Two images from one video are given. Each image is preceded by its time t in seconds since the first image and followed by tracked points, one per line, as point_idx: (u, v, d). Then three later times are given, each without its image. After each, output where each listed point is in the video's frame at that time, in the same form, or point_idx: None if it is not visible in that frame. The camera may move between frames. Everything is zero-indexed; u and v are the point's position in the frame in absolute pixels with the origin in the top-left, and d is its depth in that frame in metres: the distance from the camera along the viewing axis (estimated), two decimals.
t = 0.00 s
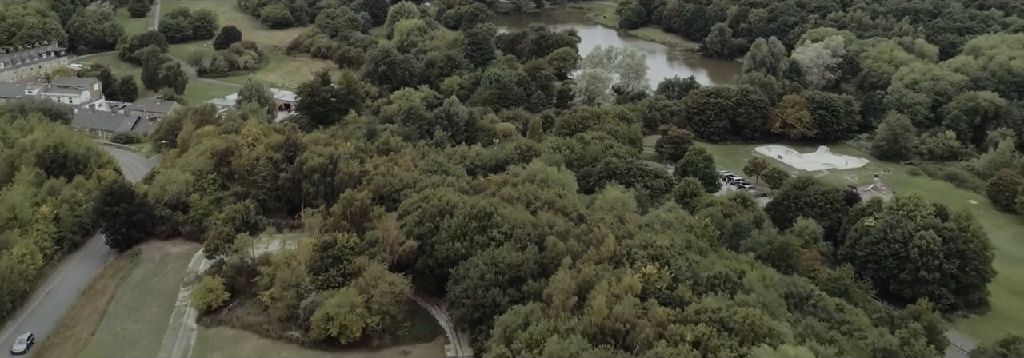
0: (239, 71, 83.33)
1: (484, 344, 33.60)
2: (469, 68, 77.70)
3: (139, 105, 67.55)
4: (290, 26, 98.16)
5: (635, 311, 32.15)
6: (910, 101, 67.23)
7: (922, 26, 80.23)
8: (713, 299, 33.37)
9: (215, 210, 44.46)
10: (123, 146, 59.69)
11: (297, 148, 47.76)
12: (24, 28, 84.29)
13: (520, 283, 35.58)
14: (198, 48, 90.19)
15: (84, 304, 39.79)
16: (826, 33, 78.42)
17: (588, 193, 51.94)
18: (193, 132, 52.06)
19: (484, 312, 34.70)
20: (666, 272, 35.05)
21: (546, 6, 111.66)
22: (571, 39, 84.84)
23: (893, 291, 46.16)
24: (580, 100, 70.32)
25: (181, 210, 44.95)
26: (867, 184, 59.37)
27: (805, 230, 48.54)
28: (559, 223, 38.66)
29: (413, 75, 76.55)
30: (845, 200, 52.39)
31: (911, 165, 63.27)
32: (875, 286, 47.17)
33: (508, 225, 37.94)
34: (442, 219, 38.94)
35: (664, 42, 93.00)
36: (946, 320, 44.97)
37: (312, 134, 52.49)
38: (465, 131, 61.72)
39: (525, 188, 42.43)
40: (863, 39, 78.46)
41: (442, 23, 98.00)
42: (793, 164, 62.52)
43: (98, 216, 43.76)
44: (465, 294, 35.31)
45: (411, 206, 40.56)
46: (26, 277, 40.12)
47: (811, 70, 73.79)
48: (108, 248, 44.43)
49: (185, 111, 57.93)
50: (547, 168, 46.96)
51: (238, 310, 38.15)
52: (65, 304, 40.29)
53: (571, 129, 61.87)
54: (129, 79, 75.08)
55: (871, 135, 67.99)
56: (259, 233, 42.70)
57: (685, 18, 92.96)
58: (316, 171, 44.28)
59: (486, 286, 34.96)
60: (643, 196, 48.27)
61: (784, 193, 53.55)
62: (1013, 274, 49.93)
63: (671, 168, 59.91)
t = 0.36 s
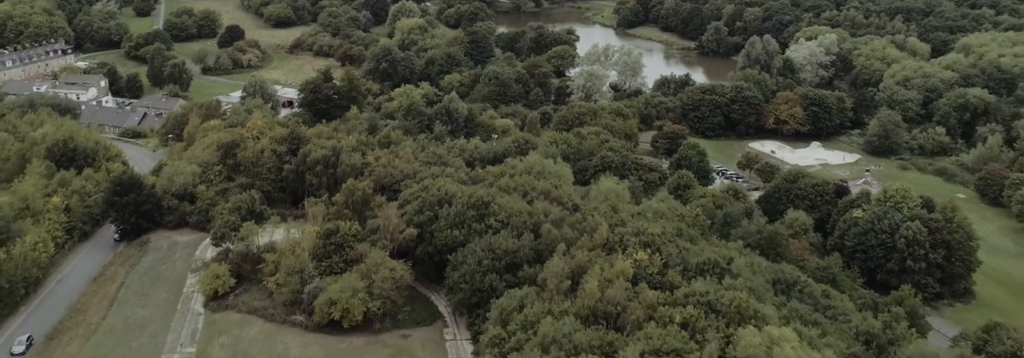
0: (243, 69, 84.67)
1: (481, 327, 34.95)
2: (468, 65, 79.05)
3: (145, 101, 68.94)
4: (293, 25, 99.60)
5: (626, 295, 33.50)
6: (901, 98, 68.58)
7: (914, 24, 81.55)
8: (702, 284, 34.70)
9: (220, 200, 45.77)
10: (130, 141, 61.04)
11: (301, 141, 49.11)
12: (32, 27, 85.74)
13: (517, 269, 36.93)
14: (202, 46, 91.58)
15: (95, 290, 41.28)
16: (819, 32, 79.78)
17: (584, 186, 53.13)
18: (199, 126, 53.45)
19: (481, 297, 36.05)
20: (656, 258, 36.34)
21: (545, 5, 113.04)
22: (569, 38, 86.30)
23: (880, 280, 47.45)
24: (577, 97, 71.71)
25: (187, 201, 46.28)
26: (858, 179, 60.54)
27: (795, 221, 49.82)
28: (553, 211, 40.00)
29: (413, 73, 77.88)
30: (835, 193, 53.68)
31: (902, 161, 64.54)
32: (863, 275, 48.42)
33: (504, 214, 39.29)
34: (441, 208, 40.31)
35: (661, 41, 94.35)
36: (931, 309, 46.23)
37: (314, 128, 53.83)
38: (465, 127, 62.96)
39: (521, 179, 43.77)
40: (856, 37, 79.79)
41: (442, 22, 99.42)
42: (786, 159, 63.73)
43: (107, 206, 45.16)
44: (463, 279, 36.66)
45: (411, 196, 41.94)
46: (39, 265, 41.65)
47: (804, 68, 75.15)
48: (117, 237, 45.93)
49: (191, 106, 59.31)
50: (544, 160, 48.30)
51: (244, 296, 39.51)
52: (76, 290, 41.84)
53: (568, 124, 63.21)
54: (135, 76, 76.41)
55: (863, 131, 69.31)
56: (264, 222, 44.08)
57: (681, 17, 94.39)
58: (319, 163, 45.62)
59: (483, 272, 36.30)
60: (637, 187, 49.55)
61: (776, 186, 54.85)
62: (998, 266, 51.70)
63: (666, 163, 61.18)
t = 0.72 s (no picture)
0: (246, 67, 86.06)
1: (478, 311, 36.34)
2: (468, 63, 80.47)
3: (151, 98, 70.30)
4: (295, 24, 101.05)
5: (617, 279, 34.86)
6: (892, 94, 69.96)
7: (907, 23, 82.92)
8: (691, 269, 36.03)
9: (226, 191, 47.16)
10: (136, 136, 62.39)
11: (304, 134, 50.46)
12: (38, 25, 87.31)
13: (513, 256, 38.32)
14: (206, 44, 93.00)
15: (104, 278, 42.75)
16: (813, 30, 81.19)
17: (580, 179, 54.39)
18: (204, 121, 54.88)
19: (479, 283, 37.44)
20: (647, 245, 37.63)
21: (544, 4, 114.37)
22: (567, 36, 87.80)
23: (867, 270, 48.76)
24: (574, 94, 73.15)
25: (194, 192, 47.69)
26: (849, 173, 61.73)
27: (785, 213, 51.16)
28: (549, 200, 41.36)
29: (413, 70, 79.22)
30: (825, 186, 55.03)
31: (892, 156, 65.86)
32: (851, 265, 49.71)
33: (501, 203, 40.65)
34: (440, 197, 41.69)
35: (658, 39, 95.74)
36: (916, 297, 47.50)
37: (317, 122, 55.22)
38: (464, 123, 64.25)
39: (518, 170, 45.13)
40: (849, 36, 81.16)
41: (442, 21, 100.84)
42: (779, 154, 64.98)
43: (116, 197, 46.60)
44: (461, 265, 38.05)
45: (411, 186, 43.33)
46: (51, 252, 43.12)
47: (797, 65, 76.56)
48: (121, 234, 47.00)
49: (197, 102, 60.74)
50: (540, 153, 49.66)
51: (249, 282, 40.95)
52: (84, 278, 43.10)
53: (565, 119, 64.57)
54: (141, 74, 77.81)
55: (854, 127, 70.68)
56: (268, 212, 45.48)
57: (678, 16, 95.83)
58: (321, 155, 46.95)
59: (480, 258, 37.68)
60: (631, 179, 50.88)
61: (768, 179, 56.19)
62: (984, 257, 52.97)
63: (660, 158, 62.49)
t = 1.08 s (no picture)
0: (250, 66, 87.51)
1: (475, 296, 37.72)
2: (467, 61, 81.90)
3: (156, 95, 71.71)
4: (297, 24, 102.48)
5: (609, 265, 36.23)
6: (884, 92, 71.34)
7: (899, 22, 84.29)
8: (681, 255, 37.35)
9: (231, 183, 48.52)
10: (143, 131, 63.77)
11: (307, 128, 51.88)
12: (46, 25, 89.00)
13: (509, 244, 39.68)
14: (210, 43, 94.41)
15: (114, 265, 44.23)
16: (806, 29, 82.60)
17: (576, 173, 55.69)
18: (210, 116, 56.32)
19: (476, 269, 38.81)
20: (639, 233, 38.97)
21: (543, 4, 115.72)
22: (565, 35, 89.20)
23: (856, 260, 50.06)
24: (572, 91, 74.52)
25: (200, 184, 49.11)
26: (841, 168, 62.96)
27: (776, 206, 52.46)
28: (544, 191, 42.68)
29: (414, 68, 80.54)
30: (815, 179, 56.33)
31: (883, 152, 67.16)
32: (839, 255, 51.01)
33: (498, 193, 41.98)
34: (439, 188, 43.04)
35: (655, 38, 97.12)
36: (902, 287, 48.83)
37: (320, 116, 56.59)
38: (464, 119, 65.58)
39: (515, 163, 46.46)
40: (842, 34, 82.53)
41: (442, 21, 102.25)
42: (772, 150, 66.12)
43: (125, 189, 48.00)
44: (459, 253, 39.41)
45: (410, 178, 44.69)
46: (62, 241, 44.61)
47: (791, 64, 77.91)
48: (122, 232, 47.39)
49: (202, 98, 62.11)
50: (537, 147, 51.00)
51: (255, 270, 42.32)
52: (92, 269, 44.20)
53: (562, 116, 65.89)
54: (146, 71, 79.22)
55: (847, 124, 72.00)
56: (273, 203, 46.88)
57: (675, 16, 97.21)
58: (325, 148, 48.39)
59: (478, 245, 39.04)
60: (625, 172, 52.20)
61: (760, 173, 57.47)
62: (970, 250, 54.47)
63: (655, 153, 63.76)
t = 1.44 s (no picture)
0: (253, 64, 88.96)
1: (473, 282, 39.10)
2: (467, 59, 83.37)
3: (162, 91, 73.14)
4: (300, 23, 103.94)
5: (602, 251, 37.61)
6: (875, 89, 72.75)
7: (892, 21, 85.71)
8: (671, 242, 38.70)
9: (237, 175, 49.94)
10: (149, 126, 65.18)
11: (310, 121, 53.36)
12: (52, 23, 90.46)
13: (506, 232, 41.07)
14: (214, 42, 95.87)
15: (123, 254, 45.66)
16: (800, 27, 84.02)
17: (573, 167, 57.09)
18: (215, 110, 57.79)
19: (474, 256, 40.23)
20: (632, 221, 40.34)
21: (542, 4, 117.07)
22: (563, 34, 90.72)
23: (844, 251, 51.45)
24: (569, 88, 75.99)
25: (206, 176, 50.56)
26: (832, 163, 64.27)
27: (767, 198, 53.85)
28: (540, 182, 44.07)
29: (414, 65, 81.89)
30: (806, 173, 57.73)
31: (874, 147, 68.54)
32: (829, 246, 52.36)
33: (496, 183, 43.39)
34: (438, 179, 44.47)
35: (651, 37, 98.58)
36: (889, 276, 50.23)
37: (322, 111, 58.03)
38: (463, 115, 67.00)
39: (513, 155, 47.86)
40: (835, 33, 83.93)
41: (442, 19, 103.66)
42: (766, 145, 67.32)
43: (133, 181, 49.45)
44: (458, 240, 40.83)
45: (411, 169, 46.12)
46: (73, 230, 46.10)
47: (785, 61, 79.34)
48: (122, 231, 47.82)
49: (207, 94, 63.60)
50: (534, 140, 52.39)
51: (260, 257, 43.75)
52: (98, 261, 45.23)
53: (559, 112, 67.29)
54: (152, 69, 80.66)
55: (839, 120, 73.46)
56: (277, 194, 48.33)
57: (672, 15, 98.68)
58: (328, 141, 49.84)
59: (476, 233, 40.46)
60: (620, 164, 53.58)
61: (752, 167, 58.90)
62: (956, 240, 55.96)
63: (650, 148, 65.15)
